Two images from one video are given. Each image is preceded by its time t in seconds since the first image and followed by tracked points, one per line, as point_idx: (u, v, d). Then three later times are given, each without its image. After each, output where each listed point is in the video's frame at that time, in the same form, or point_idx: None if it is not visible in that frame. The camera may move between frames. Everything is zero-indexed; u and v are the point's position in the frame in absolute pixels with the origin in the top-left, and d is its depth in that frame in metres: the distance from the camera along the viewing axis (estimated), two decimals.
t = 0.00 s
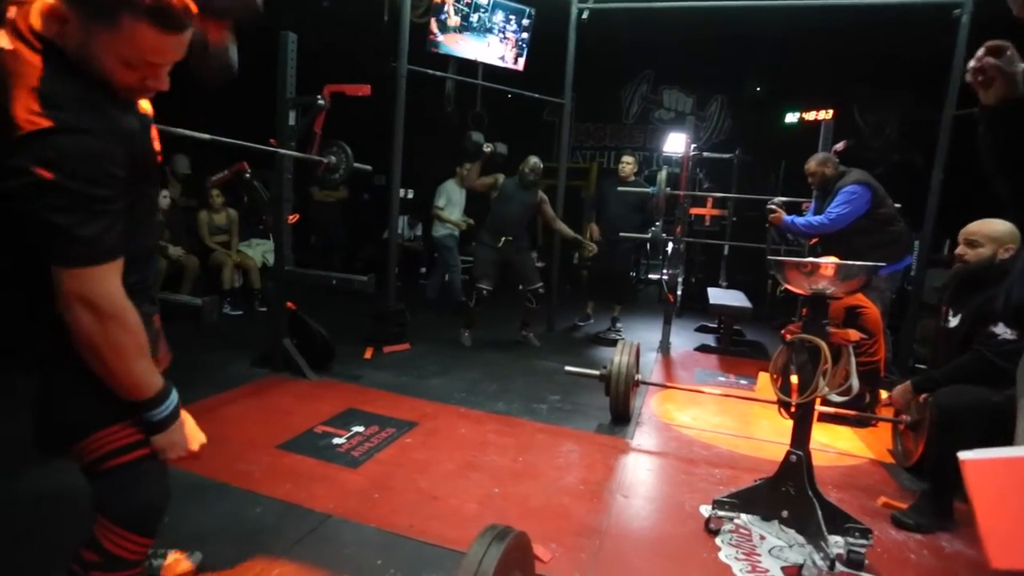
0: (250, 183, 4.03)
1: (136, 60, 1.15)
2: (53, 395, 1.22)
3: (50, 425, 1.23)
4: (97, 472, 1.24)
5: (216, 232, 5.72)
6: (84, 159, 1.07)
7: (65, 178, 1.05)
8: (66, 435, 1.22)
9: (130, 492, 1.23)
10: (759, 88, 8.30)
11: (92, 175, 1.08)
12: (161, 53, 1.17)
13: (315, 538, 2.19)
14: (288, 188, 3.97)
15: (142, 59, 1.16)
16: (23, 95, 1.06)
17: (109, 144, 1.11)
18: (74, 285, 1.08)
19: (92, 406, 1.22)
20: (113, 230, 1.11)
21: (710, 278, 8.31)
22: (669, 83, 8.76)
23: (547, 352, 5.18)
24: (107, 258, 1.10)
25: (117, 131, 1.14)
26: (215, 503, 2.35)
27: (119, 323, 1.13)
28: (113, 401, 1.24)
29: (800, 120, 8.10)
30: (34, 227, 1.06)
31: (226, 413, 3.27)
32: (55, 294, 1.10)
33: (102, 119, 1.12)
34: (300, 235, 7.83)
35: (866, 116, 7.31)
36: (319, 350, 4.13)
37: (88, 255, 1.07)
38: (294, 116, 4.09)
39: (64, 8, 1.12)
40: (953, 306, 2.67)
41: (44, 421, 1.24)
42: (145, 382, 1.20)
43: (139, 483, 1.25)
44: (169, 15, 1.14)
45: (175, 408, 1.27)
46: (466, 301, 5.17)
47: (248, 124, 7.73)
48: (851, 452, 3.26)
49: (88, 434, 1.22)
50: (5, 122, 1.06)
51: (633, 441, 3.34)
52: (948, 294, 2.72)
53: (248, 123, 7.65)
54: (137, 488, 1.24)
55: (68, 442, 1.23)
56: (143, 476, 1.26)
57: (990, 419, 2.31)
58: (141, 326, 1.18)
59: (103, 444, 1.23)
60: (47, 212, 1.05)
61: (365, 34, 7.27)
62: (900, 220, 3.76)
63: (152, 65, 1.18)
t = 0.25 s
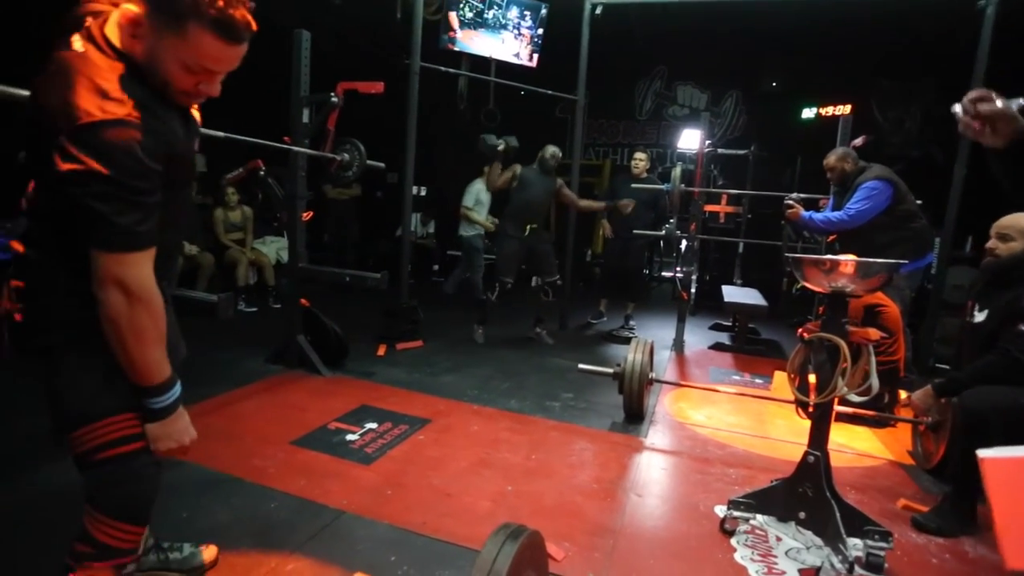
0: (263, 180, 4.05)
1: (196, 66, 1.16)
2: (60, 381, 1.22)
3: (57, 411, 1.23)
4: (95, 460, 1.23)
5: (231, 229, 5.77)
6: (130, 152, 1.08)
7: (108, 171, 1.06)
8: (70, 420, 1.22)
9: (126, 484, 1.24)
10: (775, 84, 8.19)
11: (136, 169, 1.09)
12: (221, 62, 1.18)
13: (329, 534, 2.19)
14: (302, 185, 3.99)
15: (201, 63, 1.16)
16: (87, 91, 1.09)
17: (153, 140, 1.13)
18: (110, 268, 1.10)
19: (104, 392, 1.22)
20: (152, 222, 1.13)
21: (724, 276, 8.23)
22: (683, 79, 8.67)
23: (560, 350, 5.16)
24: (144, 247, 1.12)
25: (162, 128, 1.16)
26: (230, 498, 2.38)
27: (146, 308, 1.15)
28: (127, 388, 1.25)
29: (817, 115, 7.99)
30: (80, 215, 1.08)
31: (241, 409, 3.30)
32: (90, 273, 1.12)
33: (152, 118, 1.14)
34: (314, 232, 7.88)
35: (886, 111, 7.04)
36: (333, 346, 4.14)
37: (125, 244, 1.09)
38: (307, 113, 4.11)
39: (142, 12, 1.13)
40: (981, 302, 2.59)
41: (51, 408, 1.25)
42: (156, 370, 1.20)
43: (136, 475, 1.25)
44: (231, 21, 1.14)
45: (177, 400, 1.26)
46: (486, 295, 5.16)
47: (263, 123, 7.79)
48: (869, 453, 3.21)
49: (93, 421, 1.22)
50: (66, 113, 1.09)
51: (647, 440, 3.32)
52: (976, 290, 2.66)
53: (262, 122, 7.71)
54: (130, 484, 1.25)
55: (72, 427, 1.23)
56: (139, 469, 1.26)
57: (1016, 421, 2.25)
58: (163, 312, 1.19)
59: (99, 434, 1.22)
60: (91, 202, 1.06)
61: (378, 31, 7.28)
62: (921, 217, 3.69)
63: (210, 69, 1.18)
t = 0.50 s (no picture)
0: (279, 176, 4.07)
1: (209, 68, 1.17)
2: (67, 374, 1.22)
3: (66, 405, 1.23)
4: (101, 455, 1.23)
5: (247, 225, 5.83)
6: (133, 150, 1.08)
7: (110, 169, 1.06)
8: (79, 415, 1.23)
9: (133, 478, 1.23)
10: (793, 81, 8.08)
11: (139, 167, 1.09)
12: (233, 64, 1.19)
13: (341, 529, 2.20)
14: (318, 181, 4.01)
15: (212, 66, 1.17)
16: (93, 89, 1.09)
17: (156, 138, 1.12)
18: (115, 265, 1.10)
19: (111, 387, 1.23)
20: (154, 220, 1.12)
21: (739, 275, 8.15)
22: (700, 75, 8.58)
23: (573, 348, 5.14)
24: (147, 245, 1.12)
25: (167, 126, 1.16)
26: (244, 491, 2.40)
27: (150, 305, 1.15)
28: (134, 383, 1.25)
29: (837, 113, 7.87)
30: (82, 212, 1.08)
31: (256, 402, 3.33)
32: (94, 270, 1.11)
33: (157, 117, 1.14)
34: (328, 228, 7.92)
35: (908, 108, 7.00)
36: (346, 342, 4.16)
37: (128, 242, 1.09)
38: (323, 110, 4.13)
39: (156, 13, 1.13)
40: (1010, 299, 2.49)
41: (61, 401, 1.25)
42: (162, 365, 1.20)
43: (145, 467, 1.24)
44: (243, 25, 1.14)
45: (181, 395, 1.27)
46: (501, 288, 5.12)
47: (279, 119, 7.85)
48: (887, 457, 3.16)
49: (98, 416, 1.22)
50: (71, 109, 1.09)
51: (660, 440, 3.29)
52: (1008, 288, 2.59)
53: (278, 118, 7.76)
54: (136, 477, 1.23)
55: (81, 421, 1.23)
56: (145, 462, 1.24)
57: None
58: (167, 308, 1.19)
59: (106, 428, 1.22)
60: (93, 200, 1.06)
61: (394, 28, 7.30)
62: (945, 216, 3.61)
63: (220, 71, 1.19)
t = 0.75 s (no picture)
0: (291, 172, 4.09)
1: (184, 70, 1.12)
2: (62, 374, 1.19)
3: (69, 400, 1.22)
4: (104, 453, 1.22)
5: (259, 221, 5.87)
6: (92, 152, 1.02)
7: (69, 174, 1.01)
8: (75, 415, 1.21)
9: (137, 475, 1.22)
10: (808, 78, 7.99)
11: (98, 170, 1.02)
12: (210, 66, 1.15)
13: (348, 524, 2.21)
14: (329, 177, 4.02)
15: (187, 68, 1.12)
16: (53, 87, 1.04)
17: (120, 140, 1.06)
18: (73, 274, 1.05)
19: (99, 388, 1.19)
20: (116, 224, 1.06)
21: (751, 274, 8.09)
22: (713, 73, 8.51)
23: (583, 346, 5.12)
24: (109, 252, 1.06)
25: (134, 127, 1.09)
26: (253, 485, 2.42)
27: (113, 311, 1.09)
28: (121, 383, 1.21)
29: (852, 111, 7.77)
30: (42, 220, 1.03)
31: (266, 397, 3.35)
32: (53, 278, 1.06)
33: (126, 120, 1.07)
34: (339, 224, 7.96)
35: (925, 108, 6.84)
36: (355, 338, 4.17)
37: (89, 249, 1.03)
38: (334, 106, 4.13)
39: (127, 10, 1.08)
40: None
41: (62, 399, 1.22)
42: (146, 367, 1.17)
43: (150, 462, 1.23)
44: (218, 24, 1.10)
45: (178, 390, 1.25)
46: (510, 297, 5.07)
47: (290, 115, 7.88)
48: (900, 460, 3.11)
49: (93, 417, 1.20)
50: (32, 110, 1.04)
51: (669, 439, 3.27)
52: None
53: (290, 114, 7.79)
54: (144, 471, 1.23)
55: (78, 421, 1.21)
56: (150, 459, 1.23)
57: None
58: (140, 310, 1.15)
59: (106, 425, 1.20)
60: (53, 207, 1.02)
61: (406, 25, 7.29)
62: (964, 216, 3.55)
63: (196, 74, 1.15)
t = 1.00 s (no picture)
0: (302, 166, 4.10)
1: (213, 140, 1.17)
2: (20, 384, 1.24)
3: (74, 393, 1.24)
4: (74, 456, 1.24)
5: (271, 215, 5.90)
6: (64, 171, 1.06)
7: (35, 184, 1.03)
8: (38, 423, 1.24)
9: (107, 474, 1.22)
10: (823, 74, 7.89)
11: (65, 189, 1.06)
12: (240, 139, 1.20)
13: (357, 517, 2.22)
14: (340, 171, 4.03)
15: (215, 140, 1.17)
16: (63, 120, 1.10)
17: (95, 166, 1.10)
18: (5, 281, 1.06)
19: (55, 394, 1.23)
20: (79, 245, 1.10)
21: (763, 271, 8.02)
22: (727, 68, 8.42)
23: (592, 342, 5.10)
24: (59, 265, 1.08)
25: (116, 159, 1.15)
26: (262, 477, 2.43)
27: (46, 317, 1.09)
28: (74, 388, 1.24)
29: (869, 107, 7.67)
30: None
31: (276, 390, 3.37)
32: None
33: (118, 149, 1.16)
34: (350, 218, 7.98)
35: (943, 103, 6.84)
36: (365, 331, 4.18)
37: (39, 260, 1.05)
38: (346, 100, 4.14)
39: (169, 86, 1.15)
40: None
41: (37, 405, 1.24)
42: (94, 368, 1.17)
43: (119, 459, 1.23)
44: (255, 107, 1.18)
45: (140, 387, 1.26)
46: (517, 288, 5.07)
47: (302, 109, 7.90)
48: (914, 460, 3.07)
49: (55, 423, 1.23)
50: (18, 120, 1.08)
51: (679, 436, 3.25)
52: None
53: (302, 109, 7.82)
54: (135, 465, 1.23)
55: (43, 429, 1.24)
56: (126, 455, 1.23)
57: None
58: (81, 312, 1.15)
59: (70, 428, 1.22)
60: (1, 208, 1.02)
61: (418, 18, 7.29)
62: (984, 213, 3.49)
63: (224, 146, 1.20)
